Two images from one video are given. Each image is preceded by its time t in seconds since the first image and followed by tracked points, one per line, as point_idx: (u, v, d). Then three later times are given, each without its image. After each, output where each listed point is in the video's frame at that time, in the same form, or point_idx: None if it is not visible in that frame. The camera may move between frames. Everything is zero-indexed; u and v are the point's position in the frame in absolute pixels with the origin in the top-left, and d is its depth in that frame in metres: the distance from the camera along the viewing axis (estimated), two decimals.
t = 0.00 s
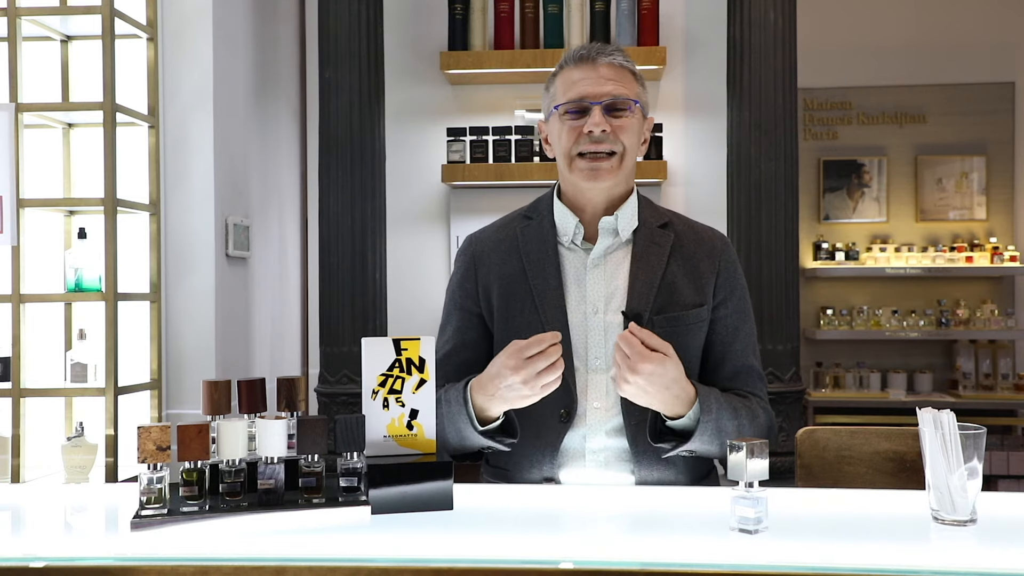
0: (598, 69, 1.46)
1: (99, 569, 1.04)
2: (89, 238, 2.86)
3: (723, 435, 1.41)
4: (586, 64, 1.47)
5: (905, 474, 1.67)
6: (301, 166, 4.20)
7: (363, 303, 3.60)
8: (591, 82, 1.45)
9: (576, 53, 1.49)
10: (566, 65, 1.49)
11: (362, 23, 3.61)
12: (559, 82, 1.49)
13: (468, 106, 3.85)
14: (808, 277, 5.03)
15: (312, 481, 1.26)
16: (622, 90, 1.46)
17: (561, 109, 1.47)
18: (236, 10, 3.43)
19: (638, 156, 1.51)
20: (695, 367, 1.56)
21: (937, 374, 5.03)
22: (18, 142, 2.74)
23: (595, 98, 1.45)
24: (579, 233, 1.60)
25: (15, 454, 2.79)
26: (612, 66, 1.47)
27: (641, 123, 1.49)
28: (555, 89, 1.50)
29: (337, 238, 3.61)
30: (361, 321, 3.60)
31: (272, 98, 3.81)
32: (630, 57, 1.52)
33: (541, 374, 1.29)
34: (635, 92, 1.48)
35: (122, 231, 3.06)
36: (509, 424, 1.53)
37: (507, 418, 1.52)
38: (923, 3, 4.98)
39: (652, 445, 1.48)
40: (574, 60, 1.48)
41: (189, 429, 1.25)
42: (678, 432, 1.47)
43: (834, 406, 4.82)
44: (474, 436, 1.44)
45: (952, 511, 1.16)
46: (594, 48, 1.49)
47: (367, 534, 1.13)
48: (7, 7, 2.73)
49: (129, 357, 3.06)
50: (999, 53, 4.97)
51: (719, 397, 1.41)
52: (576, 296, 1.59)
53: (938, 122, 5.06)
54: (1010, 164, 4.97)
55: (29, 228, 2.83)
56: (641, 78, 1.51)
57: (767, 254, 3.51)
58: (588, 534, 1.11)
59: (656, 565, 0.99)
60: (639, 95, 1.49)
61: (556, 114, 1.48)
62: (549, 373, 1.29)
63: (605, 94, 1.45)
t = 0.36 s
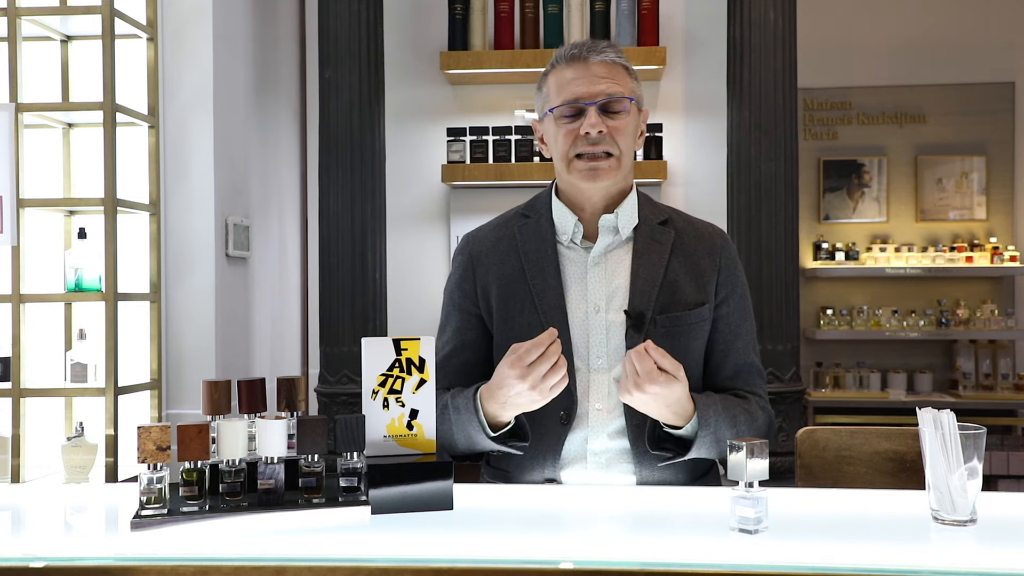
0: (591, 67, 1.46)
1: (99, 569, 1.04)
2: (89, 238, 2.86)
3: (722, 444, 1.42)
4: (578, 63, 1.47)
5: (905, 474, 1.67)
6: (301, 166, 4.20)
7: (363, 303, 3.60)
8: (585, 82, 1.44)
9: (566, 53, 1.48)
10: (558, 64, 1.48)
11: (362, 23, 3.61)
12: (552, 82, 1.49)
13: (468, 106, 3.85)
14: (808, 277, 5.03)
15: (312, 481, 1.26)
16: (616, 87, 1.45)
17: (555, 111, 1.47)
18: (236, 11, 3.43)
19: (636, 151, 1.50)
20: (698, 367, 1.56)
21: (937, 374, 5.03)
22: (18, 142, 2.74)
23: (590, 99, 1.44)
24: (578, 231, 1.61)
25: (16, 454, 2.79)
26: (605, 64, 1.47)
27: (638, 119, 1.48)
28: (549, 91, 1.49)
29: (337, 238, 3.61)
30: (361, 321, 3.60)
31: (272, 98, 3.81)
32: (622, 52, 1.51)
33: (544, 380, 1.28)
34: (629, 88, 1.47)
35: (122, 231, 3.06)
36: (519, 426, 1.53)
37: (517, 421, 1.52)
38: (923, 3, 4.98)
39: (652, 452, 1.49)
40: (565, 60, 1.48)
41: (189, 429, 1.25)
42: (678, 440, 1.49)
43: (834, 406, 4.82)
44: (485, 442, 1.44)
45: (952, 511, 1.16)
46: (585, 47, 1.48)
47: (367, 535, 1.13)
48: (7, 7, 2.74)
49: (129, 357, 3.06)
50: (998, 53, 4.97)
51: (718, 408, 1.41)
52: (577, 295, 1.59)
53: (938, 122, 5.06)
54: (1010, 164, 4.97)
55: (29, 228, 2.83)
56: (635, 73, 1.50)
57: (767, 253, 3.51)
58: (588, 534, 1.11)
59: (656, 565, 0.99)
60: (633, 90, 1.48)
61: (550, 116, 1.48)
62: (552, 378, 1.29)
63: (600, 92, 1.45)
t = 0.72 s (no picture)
0: (586, 66, 1.43)
1: (99, 569, 1.04)
2: (89, 238, 2.86)
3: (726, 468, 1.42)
4: (572, 63, 1.44)
5: (905, 474, 1.67)
6: (301, 166, 4.19)
7: (363, 303, 3.60)
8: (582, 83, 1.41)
9: (560, 53, 1.46)
10: (553, 65, 1.45)
11: (362, 23, 3.61)
12: (548, 83, 1.45)
13: (468, 107, 3.85)
14: (808, 277, 5.03)
15: (312, 481, 1.26)
16: (613, 87, 1.42)
17: (552, 114, 1.44)
18: (236, 11, 3.43)
19: (637, 151, 1.47)
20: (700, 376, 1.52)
21: (937, 374, 5.03)
22: (18, 143, 2.74)
23: (587, 100, 1.41)
24: (583, 233, 1.56)
25: (16, 454, 2.79)
26: (602, 63, 1.43)
27: (637, 118, 1.45)
28: (545, 92, 1.46)
29: (337, 238, 3.61)
30: (361, 321, 3.60)
31: (272, 98, 3.81)
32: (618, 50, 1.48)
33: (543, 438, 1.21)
34: (626, 85, 1.44)
35: (122, 231, 3.06)
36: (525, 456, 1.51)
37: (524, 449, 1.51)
38: (923, 3, 4.99)
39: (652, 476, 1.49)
40: (559, 60, 1.45)
41: (189, 429, 1.26)
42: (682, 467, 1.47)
43: (834, 406, 4.82)
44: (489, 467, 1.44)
45: (952, 511, 1.16)
46: (579, 45, 1.45)
47: (367, 534, 1.13)
48: (6, 7, 2.73)
49: (129, 357, 3.06)
50: (998, 53, 4.97)
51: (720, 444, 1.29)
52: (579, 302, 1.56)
53: (938, 122, 5.06)
54: (1011, 164, 4.97)
55: (29, 228, 2.83)
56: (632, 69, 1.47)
57: (767, 253, 3.51)
58: (588, 534, 1.11)
59: (656, 565, 0.99)
60: (630, 88, 1.45)
61: (547, 120, 1.45)
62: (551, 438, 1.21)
63: (597, 93, 1.42)
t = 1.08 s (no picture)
0: (592, 70, 1.36)
1: (99, 569, 1.04)
2: (89, 238, 2.86)
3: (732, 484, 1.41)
4: (578, 66, 1.37)
5: (905, 474, 1.67)
6: (301, 166, 4.19)
7: (363, 303, 3.60)
8: (587, 87, 1.35)
9: (566, 54, 1.38)
10: (558, 66, 1.38)
11: (363, 23, 3.61)
12: (552, 86, 1.38)
13: (468, 107, 3.85)
14: (808, 277, 5.03)
15: (312, 481, 1.26)
16: (619, 92, 1.35)
17: (555, 119, 1.37)
18: (236, 11, 3.43)
19: (644, 159, 1.40)
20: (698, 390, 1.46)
21: (936, 374, 5.03)
22: (18, 143, 2.74)
23: (592, 105, 1.35)
24: (590, 243, 1.49)
25: (15, 454, 2.79)
26: (607, 67, 1.37)
27: (644, 125, 1.39)
28: (548, 95, 1.39)
29: (337, 238, 3.61)
30: (361, 322, 3.60)
31: (271, 99, 3.81)
32: (626, 52, 1.41)
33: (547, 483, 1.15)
34: (634, 91, 1.37)
35: (122, 231, 3.06)
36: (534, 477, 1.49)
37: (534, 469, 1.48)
38: (922, 3, 4.99)
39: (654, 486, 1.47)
40: (564, 61, 1.38)
41: (189, 429, 1.27)
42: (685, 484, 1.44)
43: (834, 406, 4.82)
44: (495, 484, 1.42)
45: (952, 511, 1.16)
46: (586, 46, 1.38)
47: (367, 535, 1.13)
48: (7, 7, 2.74)
49: (129, 357, 3.06)
50: (998, 52, 4.97)
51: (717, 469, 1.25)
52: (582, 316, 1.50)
53: (938, 122, 5.06)
54: (1010, 164, 4.97)
55: (29, 229, 2.83)
56: (641, 73, 1.40)
57: (767, 253, 3.51)
58: (589, 534, 1.11)
59: (657, 565, 0.99)
60: (638, 94, 1.38)
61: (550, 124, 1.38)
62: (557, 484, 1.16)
63: (602, 99, 1.35)
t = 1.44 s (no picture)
0: (587, 93, 1.29)
1: (99, 569, 1.04)
2: (89, 238, 2.86)
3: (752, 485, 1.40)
4: (575, 88, 1.31)
5: (905, 474, 1.67)
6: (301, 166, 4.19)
7: (362, 303, 3.60)
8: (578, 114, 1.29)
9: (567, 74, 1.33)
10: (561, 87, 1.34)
11: (362, 23, 3.61)
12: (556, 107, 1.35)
13: (468, 107, 3.85)
14: (808, 277, 5.02)
15: (312, 481, 1.27)
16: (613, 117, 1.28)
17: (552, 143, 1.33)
18: (236, 10, 3.43)
19: (647, 181, 1.33)
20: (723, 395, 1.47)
21: (937, 374, 5.03)
22: (18, 143, 2.74)
23: (582, 133, 1.29)
24: (614, 249, 1.49)
25: (16, 454, 2.78)
26: (603, 90, 1.29)
27: (645, 149, 1.30)
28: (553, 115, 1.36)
29: (337, 239, 3.62)
30: (361, 322, 3.59)
31: (271, 99, 3.81)
32: (634, 68, 1.32)
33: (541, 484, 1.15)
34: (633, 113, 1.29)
35: (122, 231, 3.06)
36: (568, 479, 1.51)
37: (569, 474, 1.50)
38: (921, 3, 4.99)
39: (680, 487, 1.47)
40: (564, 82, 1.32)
41: (189, 429, 1.27)
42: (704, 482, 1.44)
43: (834, 406, 4.82)
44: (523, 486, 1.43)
45: (952, 511, 1.16)
46: (586, 67, 1.31)
47: (367, 534, 1.13)
48: (7, 7, 2.74)
49: (129, 357, 3.06)
50: (997, 52, 4.97)
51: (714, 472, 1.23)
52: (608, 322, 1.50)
53: (938, 122, 5.06)
54: (1011, 164, 4.97)
55: (29, 229, 2.84)
56: (645, 92, 1.31)
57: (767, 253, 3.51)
58: (588, 534, 1.11)
59: (657, 565, 0.99)
60: (637, 117, 1.30)
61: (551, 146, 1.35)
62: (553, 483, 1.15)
63: (592, 126, 1.29)
